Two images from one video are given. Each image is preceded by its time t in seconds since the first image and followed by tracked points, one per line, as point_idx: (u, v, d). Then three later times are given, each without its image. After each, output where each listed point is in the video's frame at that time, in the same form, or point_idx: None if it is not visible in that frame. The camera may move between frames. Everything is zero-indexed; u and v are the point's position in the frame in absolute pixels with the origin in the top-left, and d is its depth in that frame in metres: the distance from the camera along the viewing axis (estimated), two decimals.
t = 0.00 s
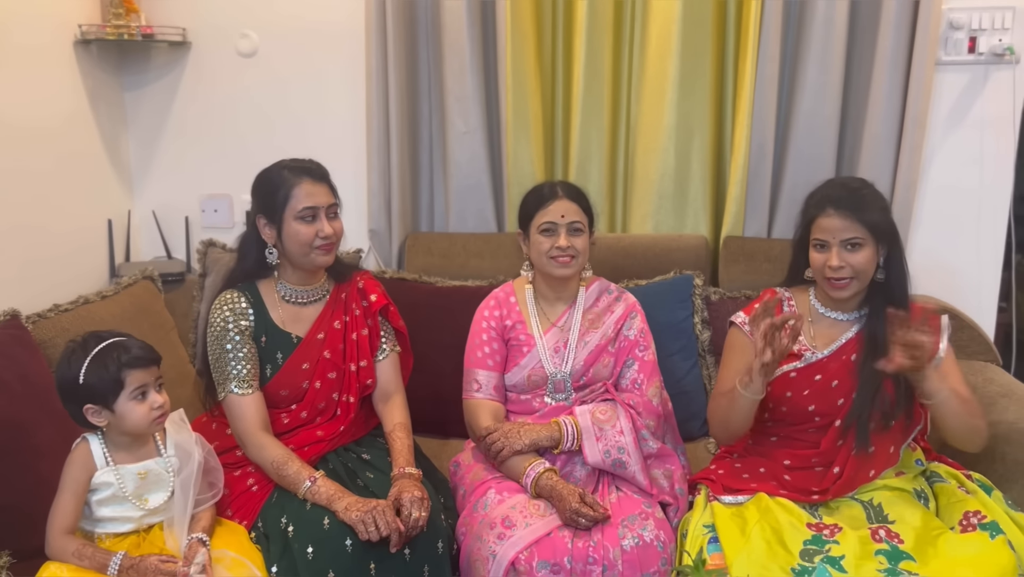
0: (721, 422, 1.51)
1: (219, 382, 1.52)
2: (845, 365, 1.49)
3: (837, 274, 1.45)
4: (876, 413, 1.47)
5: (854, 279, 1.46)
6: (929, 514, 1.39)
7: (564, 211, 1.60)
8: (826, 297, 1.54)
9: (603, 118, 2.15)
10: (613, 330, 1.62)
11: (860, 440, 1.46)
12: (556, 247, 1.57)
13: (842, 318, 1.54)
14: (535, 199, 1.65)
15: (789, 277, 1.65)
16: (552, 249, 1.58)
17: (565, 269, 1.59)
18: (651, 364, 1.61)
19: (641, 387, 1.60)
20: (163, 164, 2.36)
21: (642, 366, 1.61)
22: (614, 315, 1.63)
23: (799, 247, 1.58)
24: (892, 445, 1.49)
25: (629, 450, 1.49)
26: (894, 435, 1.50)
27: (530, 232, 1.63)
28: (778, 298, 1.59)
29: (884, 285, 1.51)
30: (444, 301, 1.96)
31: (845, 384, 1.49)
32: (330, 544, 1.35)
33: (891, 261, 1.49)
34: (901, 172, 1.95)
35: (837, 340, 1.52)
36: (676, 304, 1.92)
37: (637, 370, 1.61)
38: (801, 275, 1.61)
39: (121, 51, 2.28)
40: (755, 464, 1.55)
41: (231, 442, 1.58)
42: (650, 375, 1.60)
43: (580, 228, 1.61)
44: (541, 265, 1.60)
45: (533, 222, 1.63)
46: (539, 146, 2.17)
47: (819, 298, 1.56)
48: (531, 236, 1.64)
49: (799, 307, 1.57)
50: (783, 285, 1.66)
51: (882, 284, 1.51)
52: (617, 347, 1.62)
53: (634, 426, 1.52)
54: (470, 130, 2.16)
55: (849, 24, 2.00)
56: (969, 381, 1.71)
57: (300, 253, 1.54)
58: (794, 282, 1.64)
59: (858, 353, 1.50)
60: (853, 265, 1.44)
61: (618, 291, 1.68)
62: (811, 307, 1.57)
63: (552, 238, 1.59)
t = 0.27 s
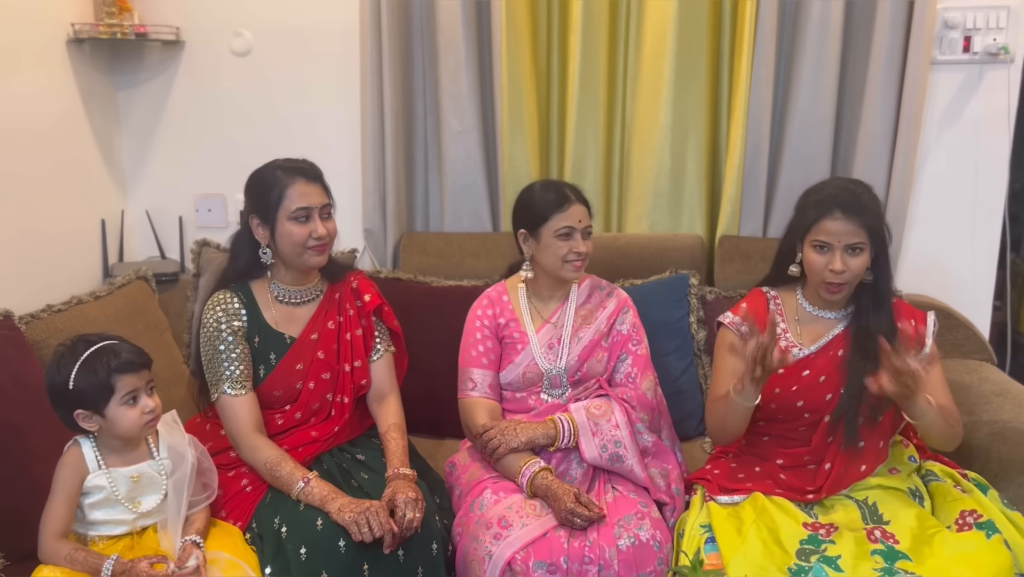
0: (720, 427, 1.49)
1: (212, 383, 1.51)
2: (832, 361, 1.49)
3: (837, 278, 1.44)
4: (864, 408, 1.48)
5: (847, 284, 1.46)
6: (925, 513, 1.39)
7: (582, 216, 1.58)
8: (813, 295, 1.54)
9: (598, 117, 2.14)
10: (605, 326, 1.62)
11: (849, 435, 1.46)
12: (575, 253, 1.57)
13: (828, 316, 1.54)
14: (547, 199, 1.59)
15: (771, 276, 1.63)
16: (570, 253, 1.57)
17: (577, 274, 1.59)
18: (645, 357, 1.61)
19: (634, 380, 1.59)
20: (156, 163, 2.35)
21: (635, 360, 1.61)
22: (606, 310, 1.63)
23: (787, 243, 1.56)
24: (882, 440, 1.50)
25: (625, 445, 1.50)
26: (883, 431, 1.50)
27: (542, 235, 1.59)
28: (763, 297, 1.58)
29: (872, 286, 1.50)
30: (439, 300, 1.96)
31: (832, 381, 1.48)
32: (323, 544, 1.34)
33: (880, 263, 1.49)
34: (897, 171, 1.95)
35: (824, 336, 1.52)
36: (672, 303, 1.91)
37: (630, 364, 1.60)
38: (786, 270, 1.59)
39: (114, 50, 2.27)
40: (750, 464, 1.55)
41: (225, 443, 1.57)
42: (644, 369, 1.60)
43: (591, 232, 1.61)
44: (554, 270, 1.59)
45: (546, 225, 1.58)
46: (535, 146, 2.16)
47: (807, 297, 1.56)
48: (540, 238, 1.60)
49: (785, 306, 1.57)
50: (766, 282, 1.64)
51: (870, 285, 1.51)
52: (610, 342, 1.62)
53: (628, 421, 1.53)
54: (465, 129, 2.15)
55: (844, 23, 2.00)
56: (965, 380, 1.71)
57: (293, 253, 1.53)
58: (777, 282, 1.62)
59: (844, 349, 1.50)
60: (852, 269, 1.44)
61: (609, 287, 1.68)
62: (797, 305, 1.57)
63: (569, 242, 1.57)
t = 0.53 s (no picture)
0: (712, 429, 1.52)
1: (209, 383, 1.50)
2: (830, 364, 1.49)
3: (834, 276, 1.44)
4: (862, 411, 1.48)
5: (845, 282, 1.45)
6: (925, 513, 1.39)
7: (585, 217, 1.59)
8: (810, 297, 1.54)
9: (597, 116, 2.14)
10: (603, 324, 1.62)
11: (847, 438, 1.47)
12: (578, 252, 1.57)
13: (824, 318, 1.53)
14: (549, 199, 1.59)
15: (766, 278, 1.63)
16: (574, 252, 1.57)
17: (580, 272, 1.59)
18: (643, 354, 1.61)
19: (633, 377, 1.59)
20: (154, 163, 2.34)
21: (633, 357, 1.61)
22: (604, 308, 1.63)
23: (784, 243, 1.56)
24: (881, 441, 1.50)
25: (624, 443, 1.50)
26: (882, 432, 1.51)
27: (546, 235, 1.58)
28: (757, 301, 1.57)
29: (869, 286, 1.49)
30: (438, 300, 1.96)
31: (830, 384, 1.49)
32: (319, 545, 1.34)
33: (875, 262, 1.48)
34: (895, 170, 1.96)
35: (820, 340, 1.51)
36: (671, 303, 1.91)
37: (629, 362, 1.60)
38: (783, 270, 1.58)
39: (112, 50, 2.26)
40: (750, 464, 1.55)
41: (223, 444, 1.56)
42: (642, 367, 1.60)
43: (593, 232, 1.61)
44: (557, 269, 1.59)
45: (549, 225, 1.58)
46: (534, 145, 2.16)
47: (803, 299, 1.55)
48: (542, 238, 1.60)
49: (779, 310, 1.56)
50: (761, 284, 1.63)
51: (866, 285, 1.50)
52: (608, 340, 1.62)
53: (628, 418, 1.53)
54: (464, 129, 2.15)
55: (843, 24, 2.00)
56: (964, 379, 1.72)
57: (290, 253, 1.52)
58: (773, 283, 1.61)
59: (841, 352, 1.50)
60: (850, 267, 1.43)
61: (607, 286, 1.68)
62: (792, 308, 1.56)
63: (572, 242, 1.57)
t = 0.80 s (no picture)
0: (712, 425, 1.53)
1: (214, 380, 1.52)
2: (832, 365, 1.51)
3: (835, 274, 1.46)
4: (866, 411, 1.50)
5: (846, 281, 1.47)
6: (922, 506, 1.41)
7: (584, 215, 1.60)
8: (812, 298, 1.55)
9: (596, 115, 2.16)
10: (603, 320, 1.63)
11: (850, 439, 1.48)
12: (576, 250, 1.58)
13: (826, 318, 1.55)
14: (548, 197, 1.60)
15: (768, 278, 1.65)
16: (573, 250, 1.59)
17: (579, 270, 1.61)
18: (642, 350, 1.63)
19: (633, 372, 1.61)
20: (156, 163, 2.35)
21: (633, 352, 1.63)
22: (604, 304, 1.65)
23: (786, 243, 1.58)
24: (882, 440, 1.52)
25: (625, 437, 1.52)
26: (884, 431, 1.53)
27: (545, 232, 1.60)
28: (757, 301, 1.60)
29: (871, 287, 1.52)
30: (439, 298, 1.97)
31: (833, 384, 1.50)
32: (324, 540, 1.35)
33: (876, 263, 1.51)
34: (892, 168, 1.98)
35: (821, 341, 1.53)
36: (670, 301, 1.93)
37: (629, 358, 1.62)
38: (785, 271, 1.60)
39: (113, 50, 2.27)
40: (750, 460, 1.56)
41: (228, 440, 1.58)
42: (642, 363, 1.62)
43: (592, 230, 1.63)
44: (557, 267, 1.60)
45: (549, 223, 1.59)
46: (533, 145, 2.18)
47: (804, 300, 1.57)
48: (541, 237, 1.61)
49: (780, 309, 1.58)
50: (762, 284, 1.66)
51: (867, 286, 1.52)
52: (608, 336, 1.64)
53: (629, 414, 1.54)
54: (464, 128, 2.16)
55: (840, 24, 2.02)
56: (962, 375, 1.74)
57: (294, 252, 1.54)
58: (775, 283, 1.64)
59: (844, 352, 1.52)
60: (852, 266, 1.45)
61: (606, 282, 1.70)
62: (793, 308, 1.58)
63: (571, 240, 1.59)
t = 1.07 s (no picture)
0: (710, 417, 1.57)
1: (226, 372, 1.55)
2: (834, 360, 1.55)
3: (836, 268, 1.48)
4: (866, 408, 1.54)
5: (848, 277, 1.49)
6: (919, 497, 1.44)
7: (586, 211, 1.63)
8: (814, 294, 1.59)
9: (598, 114, 2.19)
10: (605, 314, 1.67)
11: (850, 436, 1.51)
12: (579, 246, 1.61)
13: (828, 315, 1.58)
14: (551, 194, 1.64)
15: (773, 274, 1.67)
16: (575, 246, 1.62)
17: (581, 266, 1.64)
18: (644, 344, 1.66)
19: (634, 366, 1.65)
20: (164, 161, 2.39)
21: (635, 346, 1.66)
22: (605, 299, 1.68)
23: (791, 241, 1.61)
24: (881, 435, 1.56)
25: (627, 429, 1.55)
26: (884, 427, 1.56)
27: (548, 228, 1.63)
28: (762, 296, 1.62)
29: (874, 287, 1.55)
30: (444, 294, 2.00)
31: (833, 378, 1.54)
32: (334, 529, 1.39)
33: (880, 263, 1.54)
34: (889, 167, 2.01)
35: (823, 337, 1.57)
36: (671, 297, 1.96)
37: (630, 351, 1.66)
38: (790, 269, 1.63)
39: (123, 51, 2.31)
40: (750, 451, 1.60)
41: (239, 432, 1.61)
42: (644, 357, 1.65)
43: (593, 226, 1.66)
44: (558, 262, 1.63)
45: (552, 219, 1.63)
46: (537, 143, 2.21)
47: (808, 297, 1.60)
48: (544, 234, 1.65)
49: (784, 305, 1.61)
50: (767, 280, 1.68)
51: (871, 286, 1.55)
52: (610, 330, 1.67)
53: (630, 407, 1.58)
54: (468, 127, 2.20)
55: (838, 25, 2.05)
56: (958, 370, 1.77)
57: (305, 248, 1.58)
58: (779, 279, 1.66)
59: (846, 348, 1.55)
60: (852, 261, 1.48)
61: (608, 277, 1.73)
62: (798, 304, 1.61)
63: (573, 235, 1.62)
